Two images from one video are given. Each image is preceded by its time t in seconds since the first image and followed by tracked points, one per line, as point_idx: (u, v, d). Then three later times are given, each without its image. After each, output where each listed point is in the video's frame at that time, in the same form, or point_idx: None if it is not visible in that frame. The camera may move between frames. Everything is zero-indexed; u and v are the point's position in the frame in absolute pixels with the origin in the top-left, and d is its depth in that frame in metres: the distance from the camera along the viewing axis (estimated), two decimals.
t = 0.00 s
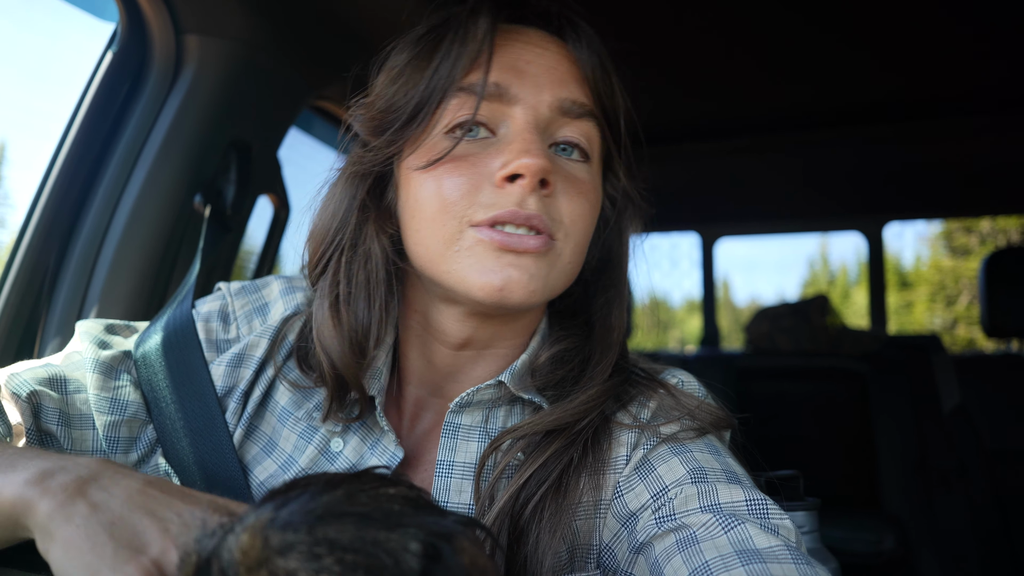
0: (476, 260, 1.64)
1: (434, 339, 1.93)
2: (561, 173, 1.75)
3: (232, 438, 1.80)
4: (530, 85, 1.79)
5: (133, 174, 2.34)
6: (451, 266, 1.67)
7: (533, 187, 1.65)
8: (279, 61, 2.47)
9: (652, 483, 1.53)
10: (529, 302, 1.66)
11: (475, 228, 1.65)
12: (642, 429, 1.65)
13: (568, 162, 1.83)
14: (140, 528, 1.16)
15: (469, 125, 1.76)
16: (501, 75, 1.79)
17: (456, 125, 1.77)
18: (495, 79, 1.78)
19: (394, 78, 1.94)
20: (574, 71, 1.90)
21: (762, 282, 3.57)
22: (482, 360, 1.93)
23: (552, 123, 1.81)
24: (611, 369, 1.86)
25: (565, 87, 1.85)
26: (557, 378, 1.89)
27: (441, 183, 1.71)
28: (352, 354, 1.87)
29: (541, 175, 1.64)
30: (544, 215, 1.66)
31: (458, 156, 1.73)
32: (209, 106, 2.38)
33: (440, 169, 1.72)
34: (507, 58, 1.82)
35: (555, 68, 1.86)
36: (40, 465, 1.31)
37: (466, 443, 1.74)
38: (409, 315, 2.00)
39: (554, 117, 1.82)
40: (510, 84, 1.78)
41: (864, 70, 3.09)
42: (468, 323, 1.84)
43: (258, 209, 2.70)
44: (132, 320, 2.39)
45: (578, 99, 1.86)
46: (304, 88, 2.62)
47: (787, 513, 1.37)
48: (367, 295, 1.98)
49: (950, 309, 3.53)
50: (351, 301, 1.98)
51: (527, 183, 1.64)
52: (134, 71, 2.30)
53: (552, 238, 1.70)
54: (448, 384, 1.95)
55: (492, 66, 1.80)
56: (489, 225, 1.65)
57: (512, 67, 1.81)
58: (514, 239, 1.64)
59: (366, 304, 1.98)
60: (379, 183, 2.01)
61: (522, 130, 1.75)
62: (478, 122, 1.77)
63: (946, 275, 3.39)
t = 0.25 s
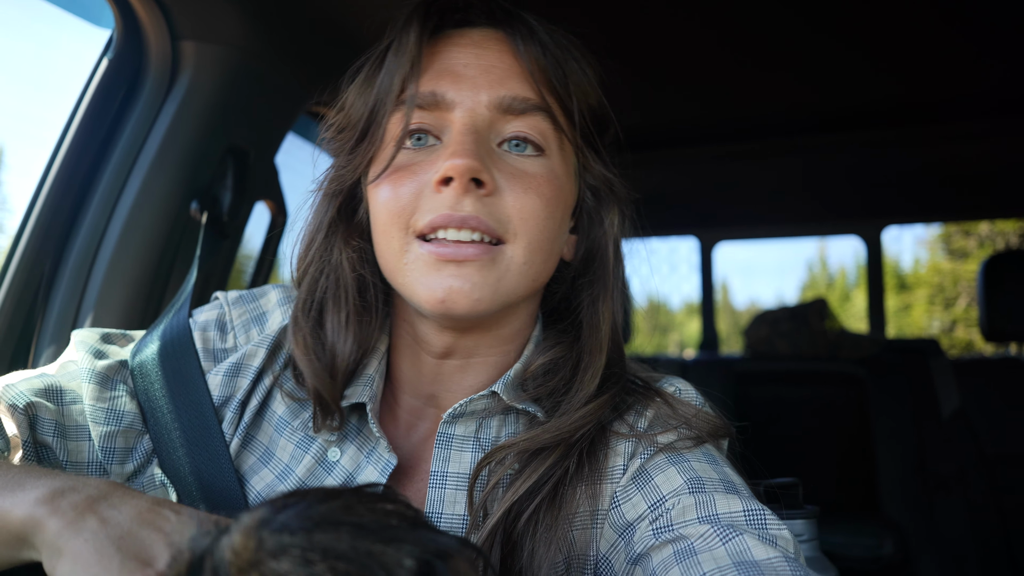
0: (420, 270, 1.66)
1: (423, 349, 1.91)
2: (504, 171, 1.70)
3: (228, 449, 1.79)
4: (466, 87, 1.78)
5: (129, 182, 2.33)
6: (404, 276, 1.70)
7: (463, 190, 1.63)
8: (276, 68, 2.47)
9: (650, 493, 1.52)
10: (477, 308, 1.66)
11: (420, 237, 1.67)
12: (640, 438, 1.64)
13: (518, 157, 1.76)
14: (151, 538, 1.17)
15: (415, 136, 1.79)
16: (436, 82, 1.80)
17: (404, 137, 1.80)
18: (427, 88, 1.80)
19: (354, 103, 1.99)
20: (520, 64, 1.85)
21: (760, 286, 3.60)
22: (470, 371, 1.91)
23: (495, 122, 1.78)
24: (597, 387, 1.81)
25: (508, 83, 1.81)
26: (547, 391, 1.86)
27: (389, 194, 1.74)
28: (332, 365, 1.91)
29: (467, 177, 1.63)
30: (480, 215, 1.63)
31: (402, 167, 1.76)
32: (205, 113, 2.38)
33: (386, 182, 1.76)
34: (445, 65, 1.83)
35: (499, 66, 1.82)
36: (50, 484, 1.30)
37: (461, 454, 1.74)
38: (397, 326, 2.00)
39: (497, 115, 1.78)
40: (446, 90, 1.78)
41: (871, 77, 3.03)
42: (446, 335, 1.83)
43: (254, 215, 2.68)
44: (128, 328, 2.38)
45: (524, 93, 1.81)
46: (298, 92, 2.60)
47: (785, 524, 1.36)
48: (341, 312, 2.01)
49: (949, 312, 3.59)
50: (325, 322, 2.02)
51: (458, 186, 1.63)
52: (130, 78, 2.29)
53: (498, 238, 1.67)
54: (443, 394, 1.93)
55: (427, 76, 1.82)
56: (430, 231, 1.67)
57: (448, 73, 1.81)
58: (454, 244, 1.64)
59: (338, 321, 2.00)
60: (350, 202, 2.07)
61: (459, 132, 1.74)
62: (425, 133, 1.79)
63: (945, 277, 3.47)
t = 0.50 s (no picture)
0: (399, 274, 1.66)
1: (416, 350, 1.91)
2: (478, 169, 1.69)
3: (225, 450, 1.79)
4: (437, 88, 1.77)
5: (127, 182, 2.33)
6: (386, 279, 1.71)
7: (435, 192, 1.62)
8: (275, 68, 2.47)
9: (648, 495, 1.53)
10: (455, 307, 1.65)
11: (398, 241, 1.67)
12: (637, 439, 1.64)
13: (493, 155, 1.75)
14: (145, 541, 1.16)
15: (391, 141, 1.80)
16: (407, 86, 1.80)
17: (382, 142, 1.81)
18: (399, 93, 1.80)
19: (332, 110, 1.99)
20: (489, 62, 1.84)
21: (758, 289, 3.59)
22: (462, 372, 1.91)
23: (467, 122, 1.77)
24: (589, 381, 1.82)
25: (478, 82, 1.80)
26: (543, 391, 1.85)
27: (370, 199, 1.74)
28: (320, 373, 1.90)
29: (437, 179, 1.61)
30: (452, 216, 1.62)
31: (379, 172, 1.77)
32: (203, 114, 2.38)
33: (366, 187, 1.77)
34: (416, 68, 1.83)
35: (469, 65, 1.82)
36: (50, 489, 1.29)
37: (457, 456, 1.74)
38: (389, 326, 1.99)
39: (468, 116, 1.77)
40: (417, 93, 1.78)
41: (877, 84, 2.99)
42: (437, 335, 1.82)
43: (252, 216, 2.65)
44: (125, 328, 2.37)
45: (495, 91, 1.80)
46: (293, 92, 2.56)
47: (784, 526, 1.36)
48: (326, 318, 2.00)
49: (946, 316, 3.61)
50: (306, 326, 2.00)
51: (429, 189, 1.62)
52: (128, 78, 2.29)
53: (474, 237, 1.65)
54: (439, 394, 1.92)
55: (399, 81, 1.83)
56: (407, 234, 1.66)
57: (419, 76, 1.81)
58: (430, 246, 1.63)
59: (320, 327, 1.98)
60: (336, 209, 2.07)
61: (430, 135, 1.73)
62: (402, 136, 1.80)
63: (942, 282, 3.49)
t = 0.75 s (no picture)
0: (393, 282, 1.66)
1: (414, 355, 1.91)
2: (468, 175, 1.68)
3: (221, 453, 1.78)
4: (424, 93, 1.77)
5: (123, 182, 2.32)
6: (381, 286, 1.71)
7: (424, 201, 1.62)
8: (274, 69, 2.45)
9: (647, 498, 1.52)
10: (449, 313, 1.65)
11: (391, 249, 1.67)
12: (635, 442, 1.64)
13: (483, 158, 1.74)
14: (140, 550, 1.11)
15: (381, 148, 1.80)
16: (395, 93, 1.80)
17: (373, 149, 1.82)
18: (387, 99, 1.80)
19: (324, 116, 2.00)
20: (476, 65, 1.83)
21: (755, 291, 3.58)
22: (461, 373, 1.90)
23: (455, 127, 1.76)
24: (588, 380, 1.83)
25: (464, 85, 1.79)
26: (542, 391, 1.86)
27: (363, 206, 1.74)
28: (317, 380, 1.88)
29: (426, 187, 1.60)
30: (443, 223, 1.61)
31: (371, 179, 1.77)
32: (201, 114, 2.37)
33: (358, 194, 1.77)
34: (402, 73, 1.83)
35: (454, 68, 1.81)
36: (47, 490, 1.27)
37: (454, 459, 1.74)
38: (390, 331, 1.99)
39: (456, 120, 1.76)
40: (404, 100, 1.77)
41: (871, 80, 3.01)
42: (434, 340, 1.82)
43: (250, 216, 2.64)
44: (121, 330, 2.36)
45: (482, 94, 1.79)
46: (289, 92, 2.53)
47: (782, 529, 1.36)
48: (321, 324, 1.98)
49: (941, 318, 3.52)
50: (301, 333, 1.99)
51: (419, 198, 1.62)
52: (125, 78, 2.28)
53: (467, 243, 1.65)
54: (437, 397, 1.92)
55: (386, 87, 1.83)
56: (400, 242, 1.66)
57: (405, 81, 1.80)
58: (422, 253, 1.63)
59: (315, 333, 1.97)
60: (330, 216, 2.07)
61: (419, 141, 1.72)
62: (392, 143, 1.79)
63: (937, 284, 3.41)
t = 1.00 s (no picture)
0: (384, 290, 1.66)
1: (408, 357, 1.91)
2: (455, 178, 1.68)
3: (215, 451, 1.78)
4: (408, 98, 1.77)
5: (117, 180, 2.32)
6: (372, 292, 1.70)
7: (411, 208, 1.61)
8: (272, 69, 2.44)
9: (643, 495, 1.53)
10: (440, 319, 1.65)
11: (380, 256, 1.67)
12: (631, 439, 1.64)
13: (469, 161, 1.74)
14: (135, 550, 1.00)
15: (366, 153, 1.80)
16: (380, 99, 1.80)
17: (359, 154, 1.82)
18: (371, 105, 1.80)
19: (309, 119, 1.99)
20: (458, 67, 1.83)
21: (748, 291, 3.61)
22: (456, 373, 1.90)
23: (439, 131, 1.75)
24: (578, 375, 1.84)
25: (448, 87, 1.78)
26: (532, 387, 1.87)
27: (352, 212, 1.74)
28: (305, 382, 1.87)
29: (412, 195, 1.60)
30: (431, 229, 1.61)
31: (359, 185, 1.77)
32: (196, 112, 2.36)
33: (347, 200, 1.77)
34: (386, 77, 1.83)
35: (438, 71, 1.80)
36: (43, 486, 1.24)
37: (448, 457, 1.74)
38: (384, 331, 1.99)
39: (441, 124, 1.75)
40: (389, 106, 1.77)
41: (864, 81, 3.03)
42: (427, 343, 1.82)
43: (244, 214, 2.61)
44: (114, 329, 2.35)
45: (466, 96, 1.79)
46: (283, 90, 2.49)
47: (778, 525, 1.36)
48: (308, 325, 1.98)
49: (933, 317, 3.54)
50: (289, 335, 1.98)
51: (405, 206, 1.61)
52: (119, 76, 2.27)
53: (455, 247, 1.64)
54: (433, 396, 1.92)
55: (371, 92, 1.83)
56: (389, 249, 1.65)
57: (389, 85, 1.81)
58: (411, 260, 1.63)
59: (303, 333, 1.97)
60: (319, 220, 2.06)
61: (404, 146, 1.72)
62: (378, 147, 1.80)
63: (928, 284, 3.41)
